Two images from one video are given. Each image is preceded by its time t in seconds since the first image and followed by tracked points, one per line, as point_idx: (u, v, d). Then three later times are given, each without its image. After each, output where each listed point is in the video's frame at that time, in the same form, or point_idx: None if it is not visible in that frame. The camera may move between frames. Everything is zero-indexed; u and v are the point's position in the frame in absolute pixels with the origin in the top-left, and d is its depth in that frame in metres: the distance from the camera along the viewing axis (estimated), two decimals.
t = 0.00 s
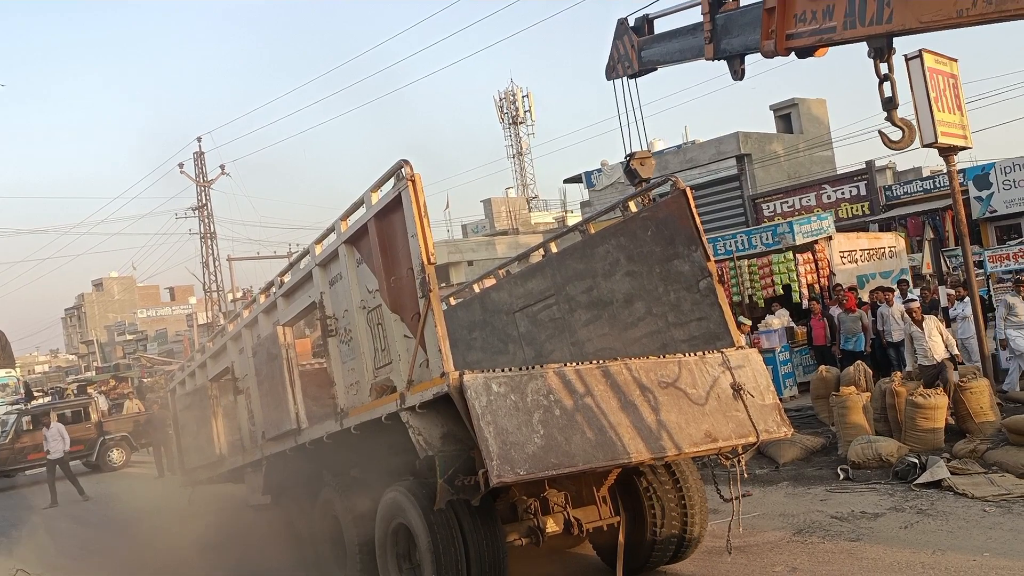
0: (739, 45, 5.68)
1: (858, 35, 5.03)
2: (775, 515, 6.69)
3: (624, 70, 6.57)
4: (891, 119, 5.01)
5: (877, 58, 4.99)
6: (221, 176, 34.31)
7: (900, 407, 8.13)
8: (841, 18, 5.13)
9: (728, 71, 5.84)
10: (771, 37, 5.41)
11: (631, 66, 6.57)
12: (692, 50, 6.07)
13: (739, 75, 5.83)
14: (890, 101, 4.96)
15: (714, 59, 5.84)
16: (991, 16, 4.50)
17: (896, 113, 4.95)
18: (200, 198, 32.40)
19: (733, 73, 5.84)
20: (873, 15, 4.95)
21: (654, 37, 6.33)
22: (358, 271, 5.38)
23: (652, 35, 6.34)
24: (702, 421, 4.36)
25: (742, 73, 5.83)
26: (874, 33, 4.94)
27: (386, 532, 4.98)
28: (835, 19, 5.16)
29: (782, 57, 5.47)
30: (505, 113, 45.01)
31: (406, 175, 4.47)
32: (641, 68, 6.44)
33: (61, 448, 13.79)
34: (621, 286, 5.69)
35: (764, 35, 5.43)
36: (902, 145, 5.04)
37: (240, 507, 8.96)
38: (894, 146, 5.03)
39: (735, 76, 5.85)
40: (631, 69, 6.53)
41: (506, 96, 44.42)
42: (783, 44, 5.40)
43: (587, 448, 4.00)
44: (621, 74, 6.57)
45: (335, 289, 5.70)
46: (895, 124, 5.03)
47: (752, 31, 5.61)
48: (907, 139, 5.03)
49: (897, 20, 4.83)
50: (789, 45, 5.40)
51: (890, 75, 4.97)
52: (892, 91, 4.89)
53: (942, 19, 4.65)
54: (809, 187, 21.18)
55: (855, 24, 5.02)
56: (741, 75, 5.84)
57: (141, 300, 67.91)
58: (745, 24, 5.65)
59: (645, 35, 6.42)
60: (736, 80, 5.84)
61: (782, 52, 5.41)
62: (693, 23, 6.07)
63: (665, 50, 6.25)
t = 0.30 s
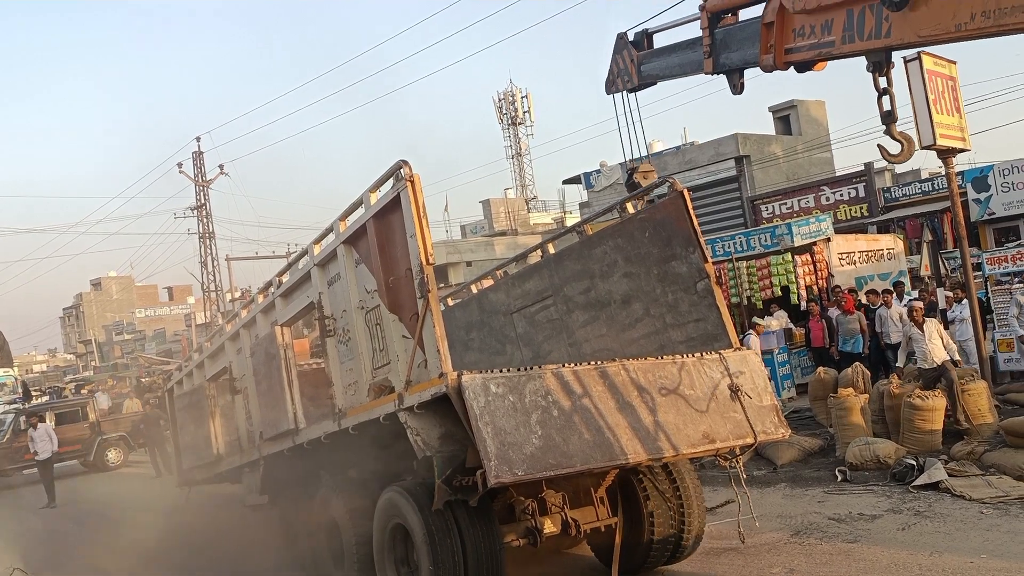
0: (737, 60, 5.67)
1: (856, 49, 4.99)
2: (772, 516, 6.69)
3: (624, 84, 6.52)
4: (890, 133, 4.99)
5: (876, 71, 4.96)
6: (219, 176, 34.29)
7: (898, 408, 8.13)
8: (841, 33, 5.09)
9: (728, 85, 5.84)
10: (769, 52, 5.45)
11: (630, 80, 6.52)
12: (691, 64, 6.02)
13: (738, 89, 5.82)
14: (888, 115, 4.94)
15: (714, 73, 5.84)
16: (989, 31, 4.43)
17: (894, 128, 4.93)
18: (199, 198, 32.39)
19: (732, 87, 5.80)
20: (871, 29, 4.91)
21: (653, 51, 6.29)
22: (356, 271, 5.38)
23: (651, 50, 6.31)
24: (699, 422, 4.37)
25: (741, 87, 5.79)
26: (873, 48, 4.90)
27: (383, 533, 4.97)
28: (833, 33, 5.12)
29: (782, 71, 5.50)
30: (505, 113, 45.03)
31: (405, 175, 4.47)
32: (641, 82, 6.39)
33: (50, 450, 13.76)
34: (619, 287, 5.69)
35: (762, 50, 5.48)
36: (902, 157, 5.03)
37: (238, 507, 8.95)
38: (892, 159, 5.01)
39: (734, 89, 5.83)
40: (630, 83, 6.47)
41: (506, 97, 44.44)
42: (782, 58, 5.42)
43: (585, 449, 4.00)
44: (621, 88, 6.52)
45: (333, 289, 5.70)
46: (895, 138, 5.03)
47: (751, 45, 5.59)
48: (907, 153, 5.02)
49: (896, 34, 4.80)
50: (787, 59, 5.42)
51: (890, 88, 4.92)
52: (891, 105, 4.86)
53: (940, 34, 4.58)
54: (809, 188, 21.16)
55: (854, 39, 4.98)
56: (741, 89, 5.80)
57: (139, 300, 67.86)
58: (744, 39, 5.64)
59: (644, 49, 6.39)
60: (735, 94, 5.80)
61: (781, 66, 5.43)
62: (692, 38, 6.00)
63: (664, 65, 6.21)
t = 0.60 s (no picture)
0: (731, 77, 5.66)
1: (849, 66, 5.01)
2: (766, 519, 6.70)
3: (618, 101, 6.50)
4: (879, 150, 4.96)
5: (868, 88, 4.99)
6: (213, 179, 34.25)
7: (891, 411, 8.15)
8: (834, 50, 5.09)
9: (722, 101, 5.85)
10: (763, 69, 5.47)
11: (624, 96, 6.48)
12: (685, 81, 5.98)
13: (732, 106, 5.82)
14: (878, 131, 4.93)
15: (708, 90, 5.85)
16: (982, 47, 4.43)
17: (882, 144, 4.92)
18: (193, 200, 32.34)
19: (726, 103, 5.81)
20: (863, 46, 4.93)
21: (648, 68, 6.27)
22: (350, 274, 5.37)
23: (644, 67, 6.29)
24: (693, 425, 4.37)
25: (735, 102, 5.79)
26: (866, 65, 4.92)
27: (378, 536, 4.96)
28: (826, 49, 5.12)
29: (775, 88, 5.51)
30: (500, 116, 45.07)
31: (399, 178, 4.46)
32: (636, 99, 6.35)
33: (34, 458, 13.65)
34: (614, 290, 5.70)
35: (755, 67, 5.49)
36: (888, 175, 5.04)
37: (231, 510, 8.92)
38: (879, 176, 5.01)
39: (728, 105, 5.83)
40: (625, 100, 6.44)
41: (501, 100, 44.49)
42: (776, 74, 5.44)
43: (579, 452, 4.00)
44: (615, 105, 6.51)
45: (327, 291, 5.70)
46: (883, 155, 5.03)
47: (744, 63, 5.57)
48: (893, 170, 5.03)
49: (887, 52, 4.81)
50: (781, 76, 5.43)
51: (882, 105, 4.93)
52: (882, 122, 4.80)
53: (933, 50, 4.59)
54: (803, 192, 21.44)
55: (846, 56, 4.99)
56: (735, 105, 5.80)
57: (133, 302, 67.69)
58: (737, 56, 5.62)
59: (639, 67, 6.36)
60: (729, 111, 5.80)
61: (775, 83, 5.44)
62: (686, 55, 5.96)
63: (658, 82, 6.18)
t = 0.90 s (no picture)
0: (669, 99, 5.76)
1: (782, 89, 5.16)
2: (702, 521, 6.81)
3: (560, 122, 6.45)
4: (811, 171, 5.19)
5: (800, 112, 5.15)
6: (144, 179, 33.29)
7: (822, 414, 8.38)
8: (766, 75, 5.24)
9: (661, 122, 5.95)
10: (699, 92, 5.59)
11: (566, 116, 6.44)
12: (624, 103, 6.03)
13: (671, 127, 5.93)
14: (809, 155, 5.14)
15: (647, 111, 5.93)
16: (907, 74, 4.62)
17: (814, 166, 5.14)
18: (123, 201, 31.42)
19: (665, 124, 5.91)
20: (795, 72, 5.09)
21: (588, 90, 6.28)
22: (287, 278, 5.29)
23: (586, 89, 6.29)
24: (631, 430, 4.42)
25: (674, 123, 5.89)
26: (798, 90, 5.08)
27: (314, 545, 4.88)
28: (759, 75, 5.28)
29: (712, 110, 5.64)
30: (441, 121, 44.95)
31: (338, 181, 4.41)
32: (577, 119, 6.36)
33: None
34: (554, 296, 5.73)
35: (692, 90, 5.61)
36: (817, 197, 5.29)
37: (160, 520, 8.66)
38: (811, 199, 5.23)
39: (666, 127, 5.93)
40: (566, 121, 6.42)
41: (442, 105, 44.40)
42: (712, 98, 5.56)
43: (519, 458, 4.01)
44: (557, 125, 6.44)
45: (263, 296, 5.59)
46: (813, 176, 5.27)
47: (681, 86, 5.67)
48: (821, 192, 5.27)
49: (818, 77, 4.97)
50: (718, 99, 5.56)
51: (813, 129, 5.10)
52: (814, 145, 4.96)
53: (861, 77, 4.76)
54: (738, 201, 21.96)
55: (779, 81, 5.15)
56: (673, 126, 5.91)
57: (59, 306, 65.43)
58: (674, 79, 5.71)
59: (580, 88, 6.37)
60: (667, 131, 5.91)
61: (711, 105, 5.56)
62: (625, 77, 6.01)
63: (601, 103, 6.17)
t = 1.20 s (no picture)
0: (644, 121, 5.81)
1: (754, 103, 5.21)
2: (677, 528, 6.84)
3: (535, 143, 6.48)
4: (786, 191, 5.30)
5: (773, 133, 5.20)
6: (115, 185, 32.88)
7: (795, 421, 8.45)
8: (740, 96, 5.27)
9: (637, 144, 5.99)
10: (674, 113, 5.59)
11: (541, 137, 6.47)
12: (601, 124, 6.10)
13: (646, 148, 5.97)
14: (784, 176, 5.24)
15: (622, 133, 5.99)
16: (877, 97, 4.68)
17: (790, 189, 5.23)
18: (94, 207, 31.01)
19: (640, 146, 5.97)
20: (768, 94, 5.13)
21: (563, 111, 6.31)
22: (261, 286, 5.24)
23: (561, 110, 6.32)
24: (606, 437, 4.42)
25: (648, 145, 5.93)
26: (770, 112, 5.14)
27: (287, 555, 4.83)
28: (733, 96, 5.31)
29: (686, 132, 5.65)
30: (417, 129, 44.88)
31: (313, 188, 4.39)
32: (552, 141, 6.37)
33: None
34: (529, 304, 5.73)
35: (667, 112, 5.62)
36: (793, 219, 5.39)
37: (129, 530, 8.53)
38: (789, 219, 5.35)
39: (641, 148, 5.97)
40: (541, 142, 6.44)
41: (418, 112, 44.36)
42: (687, 120, 5.57)
43: (494, 466, 4.00)
44: (532, 147, 6.48)
45: (237, 303, 5.54)
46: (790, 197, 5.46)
47: (657, 107, 5.72)
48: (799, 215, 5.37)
49: (791, 100, 5.02)
50: (692, 121, 5.57)
51: (786, 151, 5.15)
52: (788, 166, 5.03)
53: (832, 99, 4.82)
54: (713, 209, 22.15)
55: (752, 103, 5.19)
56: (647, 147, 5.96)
57: (26, 313, 64.40)
58: (649, 100, 5.75)
59: (555, 109, 6.39)
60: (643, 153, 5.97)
61: (686, 127, 5.57)
62: (600, 98, 6.08)
63: (576, 125, 6.23)
